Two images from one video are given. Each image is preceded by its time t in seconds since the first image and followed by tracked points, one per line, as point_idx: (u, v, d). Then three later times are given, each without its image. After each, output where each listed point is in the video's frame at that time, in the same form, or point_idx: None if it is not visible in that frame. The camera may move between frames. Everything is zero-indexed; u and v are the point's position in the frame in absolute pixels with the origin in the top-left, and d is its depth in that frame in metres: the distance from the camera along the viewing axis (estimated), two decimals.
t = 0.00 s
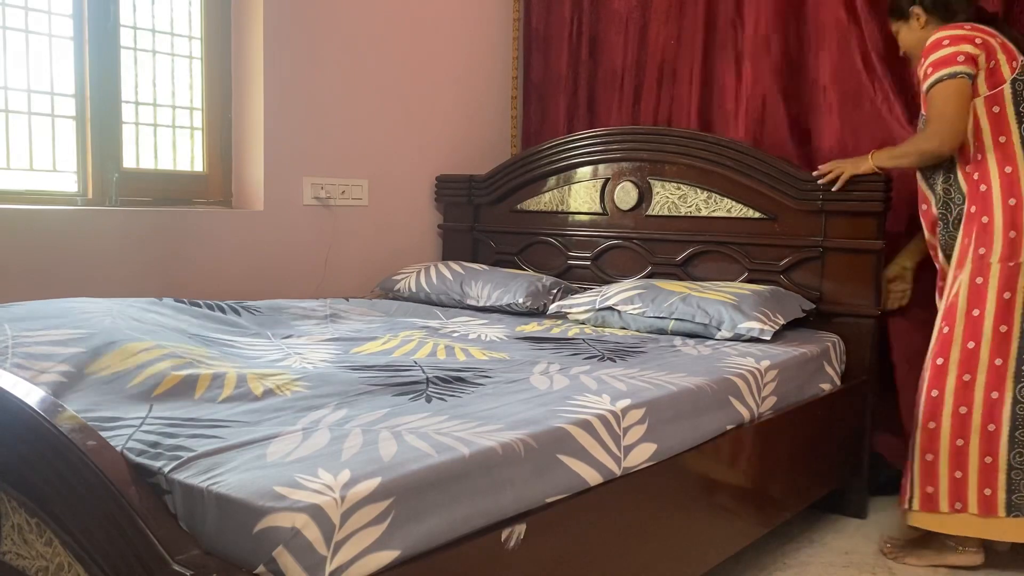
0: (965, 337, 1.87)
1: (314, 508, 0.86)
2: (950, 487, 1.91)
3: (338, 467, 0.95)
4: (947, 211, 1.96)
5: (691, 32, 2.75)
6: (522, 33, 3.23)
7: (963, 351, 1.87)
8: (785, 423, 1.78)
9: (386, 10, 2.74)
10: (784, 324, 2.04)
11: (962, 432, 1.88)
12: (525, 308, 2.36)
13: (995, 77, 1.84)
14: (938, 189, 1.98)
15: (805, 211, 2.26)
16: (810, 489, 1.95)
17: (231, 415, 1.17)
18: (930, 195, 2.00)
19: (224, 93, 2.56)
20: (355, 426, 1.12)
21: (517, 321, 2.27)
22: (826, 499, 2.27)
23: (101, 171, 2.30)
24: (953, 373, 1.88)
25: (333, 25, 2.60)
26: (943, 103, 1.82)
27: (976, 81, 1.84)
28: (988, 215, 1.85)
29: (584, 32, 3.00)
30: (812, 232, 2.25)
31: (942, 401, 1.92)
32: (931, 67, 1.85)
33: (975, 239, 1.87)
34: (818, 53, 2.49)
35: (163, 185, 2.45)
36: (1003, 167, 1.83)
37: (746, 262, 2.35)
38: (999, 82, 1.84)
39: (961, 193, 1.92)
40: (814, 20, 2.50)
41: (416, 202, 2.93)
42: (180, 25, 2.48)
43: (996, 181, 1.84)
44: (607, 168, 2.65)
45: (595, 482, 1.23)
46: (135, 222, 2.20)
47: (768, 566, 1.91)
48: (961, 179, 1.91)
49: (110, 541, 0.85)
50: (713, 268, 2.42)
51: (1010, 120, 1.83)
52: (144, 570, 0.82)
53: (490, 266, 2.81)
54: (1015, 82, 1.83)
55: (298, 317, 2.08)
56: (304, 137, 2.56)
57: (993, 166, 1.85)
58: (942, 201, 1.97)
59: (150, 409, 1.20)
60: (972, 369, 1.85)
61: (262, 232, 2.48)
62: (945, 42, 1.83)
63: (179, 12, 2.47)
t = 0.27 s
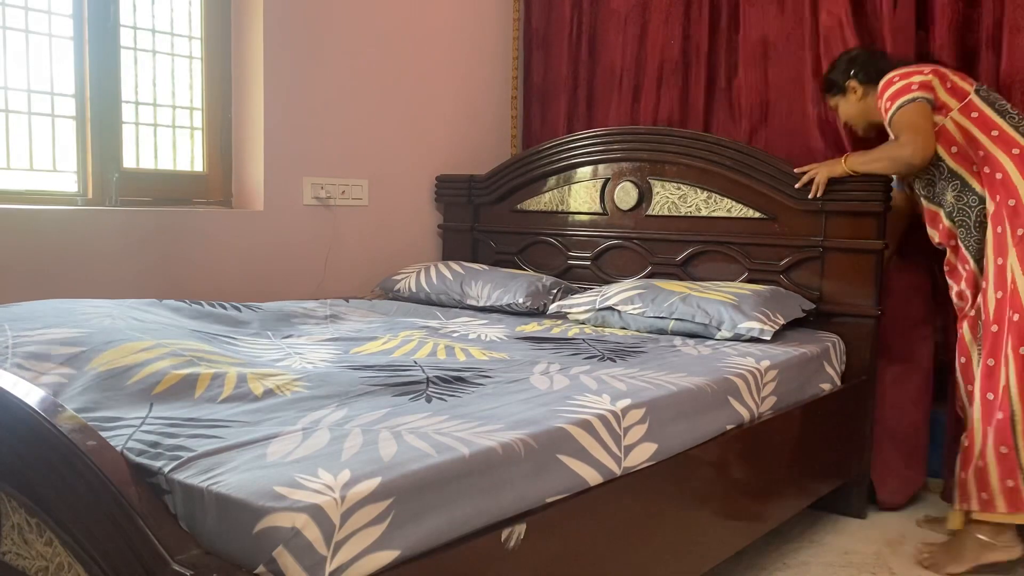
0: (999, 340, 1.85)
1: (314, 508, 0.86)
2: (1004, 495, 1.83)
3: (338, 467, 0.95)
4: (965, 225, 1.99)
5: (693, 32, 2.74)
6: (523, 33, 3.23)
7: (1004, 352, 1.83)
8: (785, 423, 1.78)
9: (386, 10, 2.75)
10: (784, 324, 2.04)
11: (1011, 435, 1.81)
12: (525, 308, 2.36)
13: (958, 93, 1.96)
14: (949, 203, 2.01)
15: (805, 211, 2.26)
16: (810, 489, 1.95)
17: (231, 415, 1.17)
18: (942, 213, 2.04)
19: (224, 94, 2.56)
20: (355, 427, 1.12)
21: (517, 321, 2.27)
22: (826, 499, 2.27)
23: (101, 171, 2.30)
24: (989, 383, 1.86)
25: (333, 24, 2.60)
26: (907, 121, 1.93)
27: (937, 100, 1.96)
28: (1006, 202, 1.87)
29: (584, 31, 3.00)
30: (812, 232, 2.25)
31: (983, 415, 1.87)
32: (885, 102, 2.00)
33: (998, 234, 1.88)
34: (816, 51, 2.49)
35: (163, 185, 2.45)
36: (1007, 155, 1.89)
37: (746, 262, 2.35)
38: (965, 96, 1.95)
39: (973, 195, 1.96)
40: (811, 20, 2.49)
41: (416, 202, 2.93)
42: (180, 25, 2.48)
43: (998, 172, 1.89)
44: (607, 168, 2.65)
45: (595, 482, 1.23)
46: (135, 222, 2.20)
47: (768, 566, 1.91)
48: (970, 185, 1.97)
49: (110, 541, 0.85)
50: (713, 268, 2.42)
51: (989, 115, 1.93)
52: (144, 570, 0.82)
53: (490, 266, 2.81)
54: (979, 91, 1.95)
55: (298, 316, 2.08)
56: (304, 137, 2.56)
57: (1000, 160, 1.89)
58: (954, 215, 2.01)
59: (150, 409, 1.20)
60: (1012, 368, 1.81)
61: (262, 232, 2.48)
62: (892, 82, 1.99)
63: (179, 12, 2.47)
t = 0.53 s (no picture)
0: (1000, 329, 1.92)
1: (314, 508, 0.86)
2: None
3: (338, 467, 0.95)
4: (939, 237, 2.09)
5: (692, 31, 2.74)
6: (523, 33, 3.23)
7: (1006, 337, 1.90)
8: (785, 423, 1.78)
9: (386, 10, 2.75)
10: (784, 324, 2.04)
11: None
12: (525, 308, 2.36)
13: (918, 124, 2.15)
14: (925, 223, 2.12)
15: (805, 211, 2.26)
16: (810, 489, 1.95)
17: (231, 415, 1.17)
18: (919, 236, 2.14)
19: (223, 94, 2.56)
20: (355, 427, 1.12)
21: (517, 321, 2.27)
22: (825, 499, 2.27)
23: (101, 171, 2.30)
24: (1002, 373, 1.93)
25: (333, 24, 2.60)
26: (886, 126, 2.10)
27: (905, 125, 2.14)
28: (992, 193, 1.95)
29: (584, 31, 3.00)
30: (812, 232, 2.25)
31: (1003, 399, 1.94)
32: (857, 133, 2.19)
33: (986, 226, 1.96)
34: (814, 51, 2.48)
35: (163, 185, 2.45)
36: (978, 162, 2.00)
37: (746, 262, 2.35)
38: (923, 124, 2.12)
39: (943, 211, 2.07)
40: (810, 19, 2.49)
41: (416, 202, 2.93)
42: (180, 25, 2.48)
43: (979, 171, 1.99)
44: (607, 168, 2.65)
45: (595, 482, 1.23)
46: (135, 222, 2.20)
47: (767, 566, 1.91)
48: (942, 203, 2.07)
49: (110, 541, 0.85)
50: (713, 268, 2.42)
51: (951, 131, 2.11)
52: (144, 569, 0.82)
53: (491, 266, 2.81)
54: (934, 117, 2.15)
55: (299, 316, 2.08)
56: (304, 137, 2.56)
57: (969, 168, 2.01)
58: (931, 234, 2.11)
59: (150, 409, 1.20)
60: (1014, 351, 1.89)
61: (262, 232, 2.48)
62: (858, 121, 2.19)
63: (179, 12, 2.47)
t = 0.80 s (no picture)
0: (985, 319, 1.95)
1: (315, 508, 0.86)
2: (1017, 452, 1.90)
3: (338, 467, 0.95)
4: (928, 246, 2.09)
5: (692, 31, 2.74)
6: (523, 33, 3.23)
7: (990, 324, 1.93)
8: (785, 423, 1.78)
9: (386, 10, 2.74)
10: (783, 324, 2.04)
11: (1017, 395, 1.88)
12: (525, 308, 2.36)
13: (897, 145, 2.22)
14: (910, 236, 2.12)
15: (805, 211, 2.26)
16: (810, 489, 1.95)
17: (231, 415, 1.17)
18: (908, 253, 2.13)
19: (223, 94, 2.56)
20: (355, 427, 1.12)
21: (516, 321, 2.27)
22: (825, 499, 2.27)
23: (101, 171, 2.30)
24: (985, 363, 1.96)
25: (333, 24, 2.60)
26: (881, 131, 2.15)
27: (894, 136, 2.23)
28: (970, 185, 1.99)
29: (584, 31, 3.00)
30: (812, 232, 2.25)
31: (992, 391, 1.94)
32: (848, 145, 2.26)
33: (969, 218, 1.98)
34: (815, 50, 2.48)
35: (163, 185, 2.45)
36: (952, 160, 2.04)
37: (746, 261, 2.35)
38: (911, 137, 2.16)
39: (926, 217, 2.09)
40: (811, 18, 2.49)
41: (416, 202, 2.93)
42: (180, 25, 2.48)
43: (954, 168, 2.03)
44: (607, 168, 2.65)
45: (595, 482, 1.23)
46: (135, 222, 2.20)
47: (767, 566, 1.91)
48: (924, 210, 2.09)
49: (110, 541, 0.85)
50: (713, 268, 2.42)
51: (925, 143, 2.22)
52: (144, 569, 0.83)
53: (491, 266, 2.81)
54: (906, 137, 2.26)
55: (299, 316, 2.08)
56: (304, 137, 2.56)
57: (944, 168, 2.05)
58: (920, 246, 2.10)
59: (150, 409, 1.20)
60: (996, 338, 1.92)
61: (262, 232, 2.48)
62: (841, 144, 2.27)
63: (179, 12, 2.47)
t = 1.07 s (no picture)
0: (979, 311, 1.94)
1: (314, 508, 0.86)
2: (1011, 442, 1.90)
3: (338, 467, 0.95)
4: (918, 248, 2.09)
5: (692, 31, 2.74)
6: (523, 33, 3.23)
7: (983, 315, 1.92)
8: (785, 423, 1.78)
9: (386, 10, 2.74)
10: (783, 324, 2.04)
11: (1012, 383, 1.88)
12: (525, 308, 2.36)
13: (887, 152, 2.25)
14: (901, 238, 2.11)
15: (805, 211, 2.26)
16: (810, 489, 1.95)
17: (231, 415, 1.17)
18: (898, 254, 2.13)
19: (224, 94, 2.56)
20: (355, 427, 1.12)
21: (517, 321, 2.27)
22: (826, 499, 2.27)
23: (102, 171, 2.30)
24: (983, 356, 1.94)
25: (334, 25, 2.60)
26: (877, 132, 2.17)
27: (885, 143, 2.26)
28: (958, 181, 1.99)
29: (584, 32, 3.00)
30: (812, 232, 2.25)
31: (988, 382, 1.93)
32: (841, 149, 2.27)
33: (959, 212, 1.98)
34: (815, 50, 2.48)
35: (163, 185, 2.45)
36: (938, 160, 2.05)
37: (746, 261, 2.35)
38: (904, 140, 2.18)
39: (915, 219, 2.09)
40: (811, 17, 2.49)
41: (416, 202, 2.93)
42: (180, 25, 2.48)
43: (941, 166, 2.04)
44: (607, 168, 2.65)
45: (595, 482, 1.23)
46: (135, 222, 2.20)
47: (767, 566, 1.91)
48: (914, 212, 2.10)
49: (110, 541, 0.85)
50: (713, 268, 2.42)
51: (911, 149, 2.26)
52: (144, 569, 0.83)
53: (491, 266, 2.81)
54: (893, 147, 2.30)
55: (299, 316, 2.08)
56: (304, 137, 2.57)
57: (930, 168, 2.06)
58: (910, 247, 2.10)
59: (150, 409, 1.20)
60: (991, 328, 1.91)
61: (262, 232, 2.48)
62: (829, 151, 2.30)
63: (179, 12, 2.47)
